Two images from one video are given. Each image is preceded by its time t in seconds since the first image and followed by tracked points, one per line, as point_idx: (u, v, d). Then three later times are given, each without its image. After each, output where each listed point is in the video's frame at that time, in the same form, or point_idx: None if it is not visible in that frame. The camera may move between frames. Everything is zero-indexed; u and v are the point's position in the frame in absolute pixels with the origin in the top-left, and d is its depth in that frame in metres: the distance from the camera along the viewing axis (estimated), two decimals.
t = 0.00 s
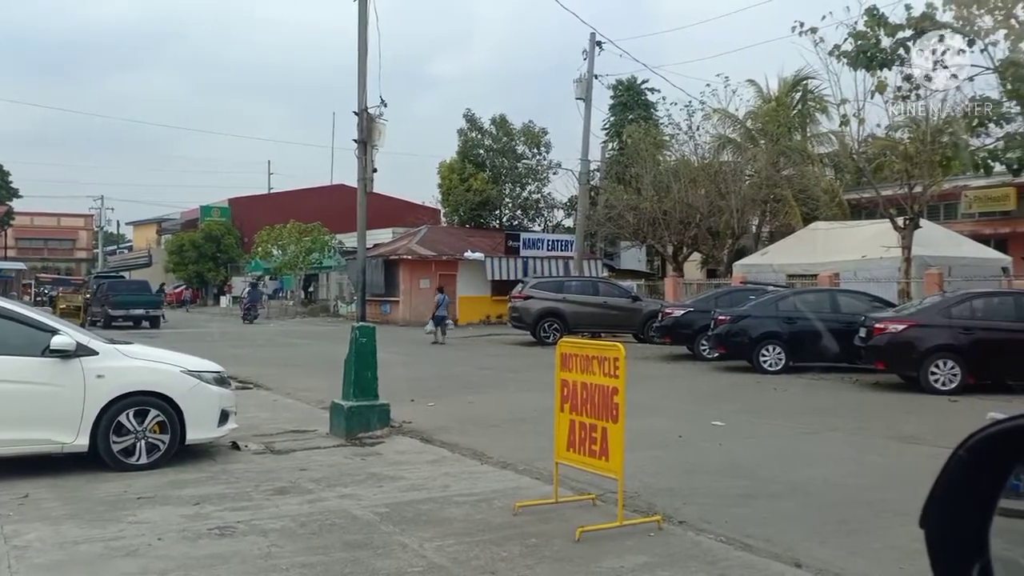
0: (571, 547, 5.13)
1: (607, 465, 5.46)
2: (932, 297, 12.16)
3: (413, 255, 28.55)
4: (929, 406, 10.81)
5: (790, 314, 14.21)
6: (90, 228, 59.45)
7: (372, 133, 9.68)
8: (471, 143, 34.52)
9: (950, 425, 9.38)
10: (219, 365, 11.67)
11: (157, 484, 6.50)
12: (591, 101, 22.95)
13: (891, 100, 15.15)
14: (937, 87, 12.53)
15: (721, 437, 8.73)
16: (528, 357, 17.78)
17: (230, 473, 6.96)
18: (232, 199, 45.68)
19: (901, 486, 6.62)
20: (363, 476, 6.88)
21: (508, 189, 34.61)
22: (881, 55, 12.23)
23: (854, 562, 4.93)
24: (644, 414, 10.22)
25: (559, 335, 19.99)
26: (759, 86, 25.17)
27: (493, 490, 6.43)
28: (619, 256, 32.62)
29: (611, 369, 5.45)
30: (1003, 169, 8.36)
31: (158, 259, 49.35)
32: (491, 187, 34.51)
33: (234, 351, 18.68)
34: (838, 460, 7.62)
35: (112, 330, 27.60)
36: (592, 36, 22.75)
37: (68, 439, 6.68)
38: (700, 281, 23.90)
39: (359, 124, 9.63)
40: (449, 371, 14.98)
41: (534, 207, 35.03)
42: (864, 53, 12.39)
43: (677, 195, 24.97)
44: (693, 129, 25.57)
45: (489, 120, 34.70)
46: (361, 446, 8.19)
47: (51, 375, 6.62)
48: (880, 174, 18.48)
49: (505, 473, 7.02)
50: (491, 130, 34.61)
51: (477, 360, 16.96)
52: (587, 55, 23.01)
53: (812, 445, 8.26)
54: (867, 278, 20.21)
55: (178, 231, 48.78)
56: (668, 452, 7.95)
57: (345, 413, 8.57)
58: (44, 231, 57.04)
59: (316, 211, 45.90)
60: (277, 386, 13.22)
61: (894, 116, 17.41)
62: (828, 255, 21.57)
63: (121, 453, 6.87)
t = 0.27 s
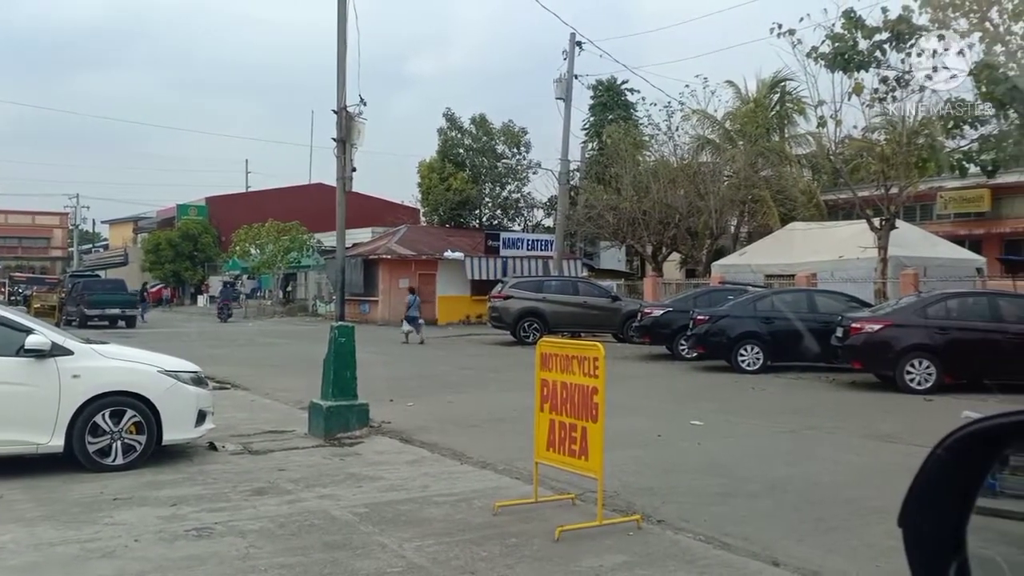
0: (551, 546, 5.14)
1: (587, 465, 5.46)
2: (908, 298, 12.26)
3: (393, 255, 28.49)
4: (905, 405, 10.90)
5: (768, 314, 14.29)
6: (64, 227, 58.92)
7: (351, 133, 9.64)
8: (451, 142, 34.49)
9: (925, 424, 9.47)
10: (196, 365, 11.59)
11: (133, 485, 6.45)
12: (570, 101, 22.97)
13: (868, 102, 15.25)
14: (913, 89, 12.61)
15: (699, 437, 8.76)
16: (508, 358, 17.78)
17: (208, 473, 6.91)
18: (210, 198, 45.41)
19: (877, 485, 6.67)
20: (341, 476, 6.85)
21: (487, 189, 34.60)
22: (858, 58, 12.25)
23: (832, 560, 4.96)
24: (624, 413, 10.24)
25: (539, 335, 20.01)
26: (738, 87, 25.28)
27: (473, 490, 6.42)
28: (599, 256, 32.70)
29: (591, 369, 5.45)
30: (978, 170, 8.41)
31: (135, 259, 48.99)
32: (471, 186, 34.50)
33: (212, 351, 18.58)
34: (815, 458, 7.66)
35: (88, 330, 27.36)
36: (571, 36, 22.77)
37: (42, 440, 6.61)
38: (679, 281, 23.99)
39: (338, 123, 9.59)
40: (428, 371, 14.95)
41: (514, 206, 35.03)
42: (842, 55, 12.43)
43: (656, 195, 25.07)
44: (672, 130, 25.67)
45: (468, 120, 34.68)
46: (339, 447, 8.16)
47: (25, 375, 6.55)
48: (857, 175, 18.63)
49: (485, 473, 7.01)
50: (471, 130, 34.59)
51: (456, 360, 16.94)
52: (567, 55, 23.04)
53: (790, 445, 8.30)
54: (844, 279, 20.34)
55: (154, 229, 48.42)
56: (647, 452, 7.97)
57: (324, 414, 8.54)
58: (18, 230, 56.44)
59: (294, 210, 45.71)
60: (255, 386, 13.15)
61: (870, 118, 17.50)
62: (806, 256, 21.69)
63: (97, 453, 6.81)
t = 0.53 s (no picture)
0: (532, 544, 5.14)
1: (568, 462, 5.47)
2: (886, 296, 12.37)
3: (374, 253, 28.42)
4: (883, 402, 10.97)
5: (748, 312, 14.38)
6: (41, 224, 58.41)
7: (331, 130, 9.61)
8: (432, 140, 34.46)
9: (903, 421, 9.55)
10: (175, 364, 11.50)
11: (112, 485, 6.40)
12: (552, 99, 23.00)
13: (847, 102, 15.34)
14: (891, 89, 12.69)
15: (680, 434, 8.79)
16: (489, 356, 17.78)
17: (187, 473, 6.86)
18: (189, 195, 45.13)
19: (856, 482, 6.72)
20: (322, 475, 6.82)
21: (469, 187, 34.58)
22: (836, 57, 12.32)
23: (812, 556, 4.98)
24: (605, 411, 10.26)
25: (520, 333, 20.02)
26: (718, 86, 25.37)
27: (454, 489, 6.41)
28: (580, 255, 32.74)
29: (572, 367, 5.46)
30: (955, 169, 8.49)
31: (112, 256, 48.61)
32: (452, 184, 34.46)
33: (191, 350, 18.48)
34: (795, 455, 7.71)
35: (65, 328, 27.14)
36: (553, 34, 22.80)
37: (19, 440, 6.56)
38: (660, 280, 24.04)
39: (318, 120, 9.55)
40: (409, 370, 14.92)
41: (496, 205, 35.00)
42: (821, 55, 12.51)
43: (637, 193, 25.14)
44: (653, 128, 25.75)
45: (450, 118, 34.65)
46: (320, 446, 8.13)
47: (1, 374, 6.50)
48: (836, 174, 18.77)
49: (466, 471, 7.01)
50: (452, 128, 34.57)
51: (438, 358, 16.91)
52: (548, 53, 23.06)
53: (770, 442, 8.34)
54: (823, 277, 20.48)
55: (133, 227, 48.03)
56: (628, 450, 7.99)
57: (304, 413, 8.50)
58: None
59: (274, 208, 45.51)
60: (235, 385, 13.08)
61: (849, 117, 17.62)
62: (785, 254, 21.80)
63: (74, 453, 6.75)
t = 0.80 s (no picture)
0: (515, 542, 5.13)
1: (551, 460, 5.47)
2: (864, 294, 12.44)
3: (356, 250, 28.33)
4: (863, 399, 11.05)
5: (729, 310, 14.42)
6: (18, 221, 58.03)
7: (313, 127, 9.56)
8: (414, 137, 34.42)
9: (882, 418, 9.62)
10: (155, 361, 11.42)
11: (91, 484, 6.34)
12: (534, 96, 23.00)
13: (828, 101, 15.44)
14: (871, 88, 12.76)
15: (662, 431, 8.81)
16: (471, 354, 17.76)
17: (168, 472, 6.81)
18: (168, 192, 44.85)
19: (837, 479, 6.75)
20: (303, 474, 6.80)
21: (451, 185, 34.53)
22: (817, 56, 12.39)
23: (793, 553, 5.00)
24: (587, 409, 10.27)
25: (503, 331, 20.03)
26: (700, 84, 25.46)
27: (436, 487, 6.41)
28: (562, 253, 32.78)
29: (555, 365, 5.46)
30: (934, 168, 8.63)
31: (91, 254, 48.26)
32: (434, 182, 34.42)
33: (172, 348, 18.36)
34: (776, 452, 7.75)
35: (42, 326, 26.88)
36: (535, 32, 22.79)
37: None
38: (642, 278, 24.10)
39: (300, 117, 9.50)
40: (391, 368, 14.87)
41: (478, 202, 34.95)
42: (801, 54, 12.57)
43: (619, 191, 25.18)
44: (635, 126, 25.81)
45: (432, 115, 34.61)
46: (301, 444, 8.09)
47: None
48: (816, 173, 18.90)
49: (449, 470, 7.00)
50: (434, 125, 34.54)
51: (420, 356, 16.88)
52: (530, 51, 23.07)
53: (751, 439, 8.38)
54: (803, 275, 20.58)
55: (111, 224, 47.67)
56: (611, 447, 8.00)
57: (285, 411, 8.46)
58: None
59: (254, 205, 45.31)
60: (215, 383, 13.01)
61: (829, 117, 17.72)
62: (766, 252, 21.90)
63: (53, 453, 6.69)
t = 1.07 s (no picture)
0: (496, 541, 5.13)
1: (532, 460, 5.47)
2: (844, 293, 12.63)
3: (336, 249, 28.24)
4: (841, 398, 11.12)
5: (710, 309, 14.49)
6: None
7: (293, 125, 9.51)
8: (396, 135, 34.39)
9: (861, 417, 9.68)
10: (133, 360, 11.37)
11: (68, 484, 6.29)
12: (516, 96, 22.99)
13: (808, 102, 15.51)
14: (850, 89, 12.83)
15: (642, 430, 8.83)
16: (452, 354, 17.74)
17: (145, 472, 6.76)
18: (147, 190, 44.53)
19: (817, 477, 6.78)
20: (283, 473, 6.77)
21: (433, 183, 34.48)
22: (797, 57, 12.43)
23: (772, 551, 5.03)
24: (568, 407, 10.27)
25: (484, 330, 20.02)
26: (681, 84, 25.53)
27: (417, 486, 6.40)
28: (544, 252, 32.80)
29: (536, 364, 5.46)
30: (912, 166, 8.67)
31: (68, 251, 47.85)
32: (416, 180, 34.36)
33: (150, 346, 18.22)
34: (755, 450, 7.79)
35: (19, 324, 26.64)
36: (517, 31, 22.78)
37: None
38: (624, 277, 24.15)
39: (280, 115, 9.46)
40: (372, 367, 14.84)
41: (459, 201, 34.92)
42: (782, 55, 12.63)
43: (601, 191, 25.22)
44: (617, 126, 25.85)
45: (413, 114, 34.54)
46: (280, 444, 8.05)
47: None
48: (796, 173, 19.00)
49: (429, 469, 6.99)
50: (416, 124, 34.47)
51: (401, 355, 16.84)
52: (512, 50, 23.06)
53: (730, 437, 8.41)
54: (783, 275, 20.69)
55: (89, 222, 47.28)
56: (592, 446, 8.01)
57: (265, 411, 8.42)
58: None
59: (235, 203, 45.07)
60: (194, 382, 12.92)
61: (809, 117, 17.64)
62: (746, 252, 21.99)
63: (29, 452, 6.63)
